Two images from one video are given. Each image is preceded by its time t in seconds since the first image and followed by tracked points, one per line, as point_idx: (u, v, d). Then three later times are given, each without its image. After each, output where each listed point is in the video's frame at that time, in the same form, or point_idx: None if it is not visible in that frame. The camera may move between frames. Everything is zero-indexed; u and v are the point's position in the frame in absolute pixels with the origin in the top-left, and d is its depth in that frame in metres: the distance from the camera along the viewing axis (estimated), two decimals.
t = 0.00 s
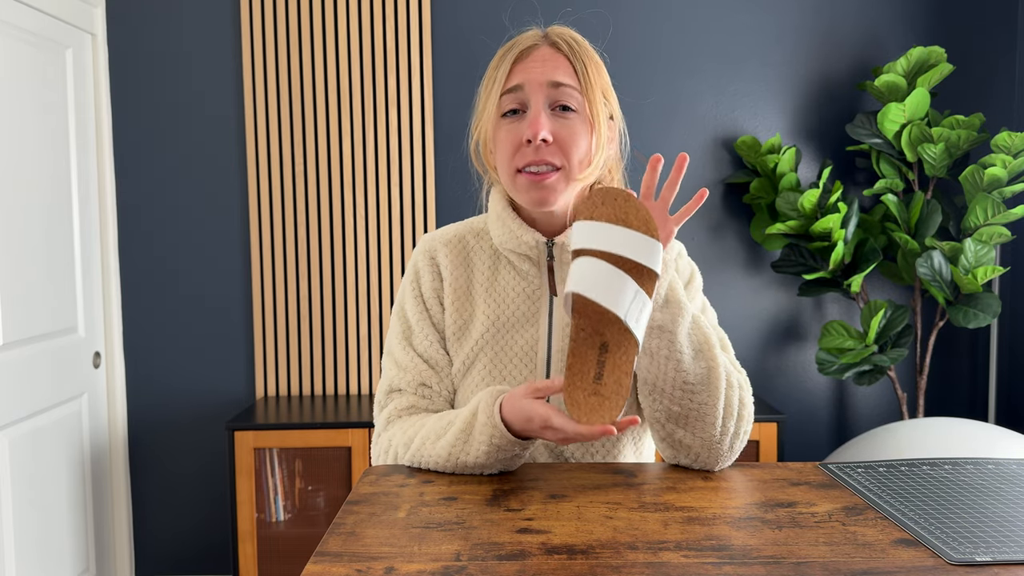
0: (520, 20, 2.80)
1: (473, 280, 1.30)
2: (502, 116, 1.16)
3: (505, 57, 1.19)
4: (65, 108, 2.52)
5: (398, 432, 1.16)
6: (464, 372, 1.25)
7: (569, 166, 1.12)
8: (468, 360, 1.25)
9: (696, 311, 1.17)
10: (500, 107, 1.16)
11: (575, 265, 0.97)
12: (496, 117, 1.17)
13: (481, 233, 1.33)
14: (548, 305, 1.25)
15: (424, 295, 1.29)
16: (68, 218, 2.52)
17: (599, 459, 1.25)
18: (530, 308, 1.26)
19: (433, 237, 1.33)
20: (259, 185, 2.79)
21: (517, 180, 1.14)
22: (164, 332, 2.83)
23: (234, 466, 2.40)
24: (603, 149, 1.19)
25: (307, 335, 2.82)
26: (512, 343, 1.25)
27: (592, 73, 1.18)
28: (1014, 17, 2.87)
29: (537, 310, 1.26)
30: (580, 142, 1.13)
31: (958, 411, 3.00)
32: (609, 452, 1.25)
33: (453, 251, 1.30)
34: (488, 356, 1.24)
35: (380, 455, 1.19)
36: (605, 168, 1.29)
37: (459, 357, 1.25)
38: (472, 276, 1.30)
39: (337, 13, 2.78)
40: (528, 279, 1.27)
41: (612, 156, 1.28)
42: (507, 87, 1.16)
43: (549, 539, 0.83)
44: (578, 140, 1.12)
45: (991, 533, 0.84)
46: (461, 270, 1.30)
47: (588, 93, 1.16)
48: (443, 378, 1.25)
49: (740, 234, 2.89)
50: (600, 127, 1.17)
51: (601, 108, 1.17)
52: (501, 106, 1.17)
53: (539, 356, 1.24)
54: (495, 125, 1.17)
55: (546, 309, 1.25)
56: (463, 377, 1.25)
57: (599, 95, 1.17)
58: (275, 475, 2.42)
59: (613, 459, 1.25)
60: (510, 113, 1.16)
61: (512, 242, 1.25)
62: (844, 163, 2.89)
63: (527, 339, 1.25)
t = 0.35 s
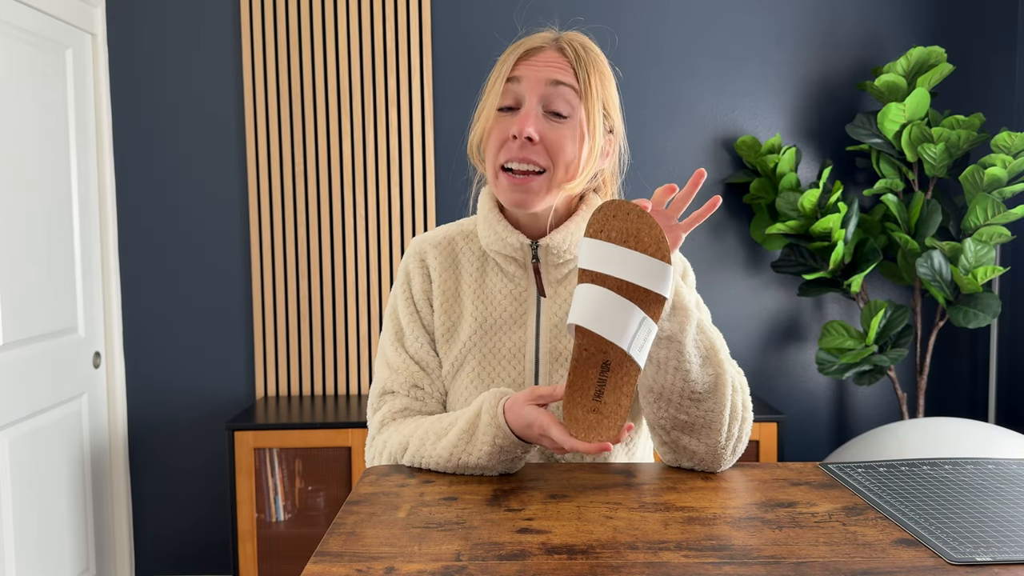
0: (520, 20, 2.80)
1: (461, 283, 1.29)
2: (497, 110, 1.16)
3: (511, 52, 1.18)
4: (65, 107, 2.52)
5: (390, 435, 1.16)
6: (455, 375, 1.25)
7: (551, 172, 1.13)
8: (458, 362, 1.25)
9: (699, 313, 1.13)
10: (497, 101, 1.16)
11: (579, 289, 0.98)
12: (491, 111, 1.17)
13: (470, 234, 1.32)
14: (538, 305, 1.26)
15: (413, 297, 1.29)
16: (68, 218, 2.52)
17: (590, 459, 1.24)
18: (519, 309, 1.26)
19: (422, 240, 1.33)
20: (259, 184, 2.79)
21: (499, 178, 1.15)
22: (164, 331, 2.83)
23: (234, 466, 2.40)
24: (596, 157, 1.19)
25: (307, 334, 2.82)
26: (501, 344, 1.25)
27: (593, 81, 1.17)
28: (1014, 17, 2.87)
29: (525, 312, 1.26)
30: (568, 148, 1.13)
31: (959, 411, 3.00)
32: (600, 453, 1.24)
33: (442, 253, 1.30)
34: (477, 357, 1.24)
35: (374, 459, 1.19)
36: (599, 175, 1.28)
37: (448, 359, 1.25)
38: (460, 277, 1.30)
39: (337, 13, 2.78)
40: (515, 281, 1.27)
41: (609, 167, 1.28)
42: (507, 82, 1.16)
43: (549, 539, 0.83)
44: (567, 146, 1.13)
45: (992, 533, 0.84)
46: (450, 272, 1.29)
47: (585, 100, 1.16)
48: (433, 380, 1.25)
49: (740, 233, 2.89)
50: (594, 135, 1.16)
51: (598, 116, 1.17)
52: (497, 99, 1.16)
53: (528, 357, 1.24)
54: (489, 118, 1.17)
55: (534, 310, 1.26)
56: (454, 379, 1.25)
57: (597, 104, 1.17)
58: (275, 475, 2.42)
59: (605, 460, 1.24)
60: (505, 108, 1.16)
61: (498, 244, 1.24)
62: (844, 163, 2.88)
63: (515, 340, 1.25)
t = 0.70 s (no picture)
0: (520, 20, 2.79)
1: (458, 283, 1.29)
2: (486, 109, 1.16)
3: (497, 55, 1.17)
4: (65, 107, 2.52)
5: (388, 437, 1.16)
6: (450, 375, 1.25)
7: (535, 170, 1.11)
8: (454, 362, 1.25)
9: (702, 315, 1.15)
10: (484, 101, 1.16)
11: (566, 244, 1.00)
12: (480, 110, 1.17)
13: (467, 235, 1.32)
14: (534, 304, 1.25)
15: (409, 298, 1.28)
16: (68, 218, 2.52)
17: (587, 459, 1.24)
18: (515, 308, 1.26)
19: (418, 241, 1.33)
20: (259, 184, 2.79)
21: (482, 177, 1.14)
22: (164, 332, 2.83)
23: (234, 466, 2.40)
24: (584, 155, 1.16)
25: (307, 334, 2.82)
26: (497, 344, 1.25)
27: (578, 77, 1.14)
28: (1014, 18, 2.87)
29: (522, 311, 1.26)
30: (549, 146, 1.10)
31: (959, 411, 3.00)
32: (598, 453, 1.24)
33: (438, 255, 1.30)
34: (473, 358, 1.24)
35: (372, 461, 1.19)
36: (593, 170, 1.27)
37: (444, 359, 1.26)
38: (457, 278, 1.30)
39: (337, 13, 2.78)
40: (512, 280, 1.26)
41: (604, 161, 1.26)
42: (495, 81, 1.15)
43: (549, 539, 0.83)
44: (549, 145, 1.10)
45: (991, 533, 0.84)
46: (446, 273, 1.29)
47: (569, 98, 1.13)
48: (429, 380, 1.25)
49: (740, 233, 2.89)
50: (580, 132, 1.13)
51: (583, 114, 1.14)
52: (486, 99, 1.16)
53: (524, 355, 1.25)
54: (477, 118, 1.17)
55: (531, 310, 1.25)
56: (450, 379, 1.25)
57: (583, 101, 1.14)
58: (275, 475, 2.42)
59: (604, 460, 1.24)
60: (492, 107, 1.15)
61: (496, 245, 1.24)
62: (844, 163, 2.88)
63: (511, 339, 1.25)
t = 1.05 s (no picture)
0: (521, 20, 2.80)
1: (466, 280, 1.29)
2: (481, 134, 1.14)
3: (490, 81, 1.16)
4: (66, 107, 2.52)
5: (393, 430, 1.15)
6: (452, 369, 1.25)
7: (531, 196, 1.10)
8: (458, 357, 1.25)
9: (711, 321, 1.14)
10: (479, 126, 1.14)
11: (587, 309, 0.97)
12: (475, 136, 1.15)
13: (477, 236, 1.32)
14: (539, 304, 1.26)
15: (418, 294, 1.29)
16: (68, 218, 2.52)
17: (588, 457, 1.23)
18: (521, 307, 1.26)
19: (429, 240, 1.33)
20: (259, 184, 2.79)
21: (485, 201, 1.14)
22: (164, 331, 2.83)
23: (234, 466, 2.40)
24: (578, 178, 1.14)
25: (307, 334, 2.82)
26: (502, 340, 1.25)
27: (568, 99, 1.12)
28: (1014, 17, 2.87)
29: (527, 310, 1.26)
30: (543, 173, 1.09)
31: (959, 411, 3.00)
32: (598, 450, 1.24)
33: (447, 253, 1.30)
34: (477, 353, 1.24)
35: (372, 453, 1.19)
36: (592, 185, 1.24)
37: (448, 353, 1.25)
38: (464, 276, 1.30)
39: (337, 13, 2.78)
40: (519, 280, 1.27)
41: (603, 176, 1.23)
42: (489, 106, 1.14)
43: (549, 539, 0.83)
44: (543, 171, 1.09)
45: (992, 533, 0.84)
46: (455, 271, 1.29)
47: (560, 121, 1.11)
48: (432, 375, 1.25)
49: (740, 233, 2.89)
50: (573, 155, 1.11)
51: (574, 136, 1.12)
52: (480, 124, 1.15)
53: (528, 353, 1.24)
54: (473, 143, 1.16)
55: (536, 308, 1.26)
56: (453, 374, 1.25)
57: (574, 124, 1.12)
58: (275, 475, 2.42)
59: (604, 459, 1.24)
60: (487, 132, 1.13)
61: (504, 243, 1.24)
62: (844, 163, 2.88)
63: (515, 337, 1.25)
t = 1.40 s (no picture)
0: (520, 20, 2.80)
1: (465, 282, 1.29)
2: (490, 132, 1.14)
3: (502, 75, 1.15)
4: (65, 106, 2.52)
5: (392, 432, 1.15)
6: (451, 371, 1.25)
7: (541, 194, 1.10)
8: (457, 358, 1.25)
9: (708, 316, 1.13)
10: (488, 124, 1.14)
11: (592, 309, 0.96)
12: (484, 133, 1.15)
13: (476, 237, 1.33)
14: (538, 306, 1.26)
15: (418, 296, 1.29)
16: (68, 217, 2.52)
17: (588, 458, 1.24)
18: (520, 308, 1.26)
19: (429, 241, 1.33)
20: (260, 183, 2.79)
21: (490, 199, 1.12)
22: (164, 331, 2.83)
23: (234, 466, 2.40)
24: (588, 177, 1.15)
25: (307, 333, 2.82)
26: (502, 341, 1.25)
27: (581, 99, 1.12)
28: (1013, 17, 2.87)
29: (526, 311, 1.26)
30: (555, 171, 1.09)
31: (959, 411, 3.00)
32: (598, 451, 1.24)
33: (447, 255, 1.30)
34: (476, 354, 1.24)
35: (371, 455, 1.19)
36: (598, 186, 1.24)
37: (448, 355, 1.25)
38: (464, 277, 1.30)
39: (337, 12, 2.78)
40: (519, 281, 1.26)
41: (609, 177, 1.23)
42: (499, 104, 1.13)
43: (550, 539, 0.83)
44: (555, 169, 1.09)
45: (992, 533, 0.84)
46: (454, 272, 1.29)
47: (573, 121, 1.11)
48: (431, 377, 1.25)
49: (740, 233, 2.89)
50: (584, 154, 1.12)
51: (586, 135, 1.12)
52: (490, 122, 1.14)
53: (527, 354, 1.24)
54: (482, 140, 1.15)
55: (535, 309, 1.26)
56: (452, 376, 1.25)
57: (586, 123, 1.12)
58: (275, 475, 2.42)
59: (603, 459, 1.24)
60: (498, 129, 1.13)
61: (503, 244, 1.24)
62: (844, 163, 2.88)
63: (514, 338, 1.25)
